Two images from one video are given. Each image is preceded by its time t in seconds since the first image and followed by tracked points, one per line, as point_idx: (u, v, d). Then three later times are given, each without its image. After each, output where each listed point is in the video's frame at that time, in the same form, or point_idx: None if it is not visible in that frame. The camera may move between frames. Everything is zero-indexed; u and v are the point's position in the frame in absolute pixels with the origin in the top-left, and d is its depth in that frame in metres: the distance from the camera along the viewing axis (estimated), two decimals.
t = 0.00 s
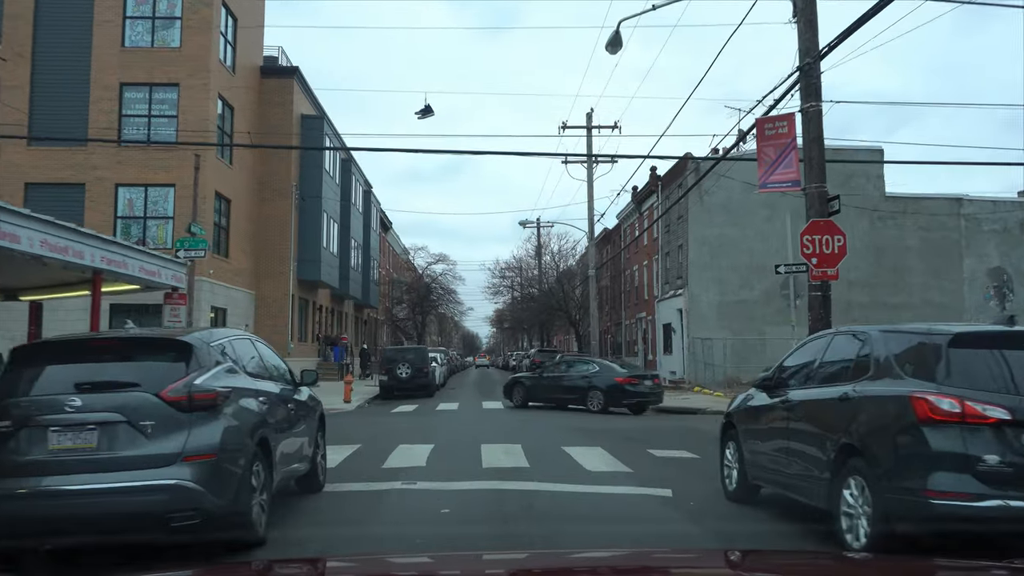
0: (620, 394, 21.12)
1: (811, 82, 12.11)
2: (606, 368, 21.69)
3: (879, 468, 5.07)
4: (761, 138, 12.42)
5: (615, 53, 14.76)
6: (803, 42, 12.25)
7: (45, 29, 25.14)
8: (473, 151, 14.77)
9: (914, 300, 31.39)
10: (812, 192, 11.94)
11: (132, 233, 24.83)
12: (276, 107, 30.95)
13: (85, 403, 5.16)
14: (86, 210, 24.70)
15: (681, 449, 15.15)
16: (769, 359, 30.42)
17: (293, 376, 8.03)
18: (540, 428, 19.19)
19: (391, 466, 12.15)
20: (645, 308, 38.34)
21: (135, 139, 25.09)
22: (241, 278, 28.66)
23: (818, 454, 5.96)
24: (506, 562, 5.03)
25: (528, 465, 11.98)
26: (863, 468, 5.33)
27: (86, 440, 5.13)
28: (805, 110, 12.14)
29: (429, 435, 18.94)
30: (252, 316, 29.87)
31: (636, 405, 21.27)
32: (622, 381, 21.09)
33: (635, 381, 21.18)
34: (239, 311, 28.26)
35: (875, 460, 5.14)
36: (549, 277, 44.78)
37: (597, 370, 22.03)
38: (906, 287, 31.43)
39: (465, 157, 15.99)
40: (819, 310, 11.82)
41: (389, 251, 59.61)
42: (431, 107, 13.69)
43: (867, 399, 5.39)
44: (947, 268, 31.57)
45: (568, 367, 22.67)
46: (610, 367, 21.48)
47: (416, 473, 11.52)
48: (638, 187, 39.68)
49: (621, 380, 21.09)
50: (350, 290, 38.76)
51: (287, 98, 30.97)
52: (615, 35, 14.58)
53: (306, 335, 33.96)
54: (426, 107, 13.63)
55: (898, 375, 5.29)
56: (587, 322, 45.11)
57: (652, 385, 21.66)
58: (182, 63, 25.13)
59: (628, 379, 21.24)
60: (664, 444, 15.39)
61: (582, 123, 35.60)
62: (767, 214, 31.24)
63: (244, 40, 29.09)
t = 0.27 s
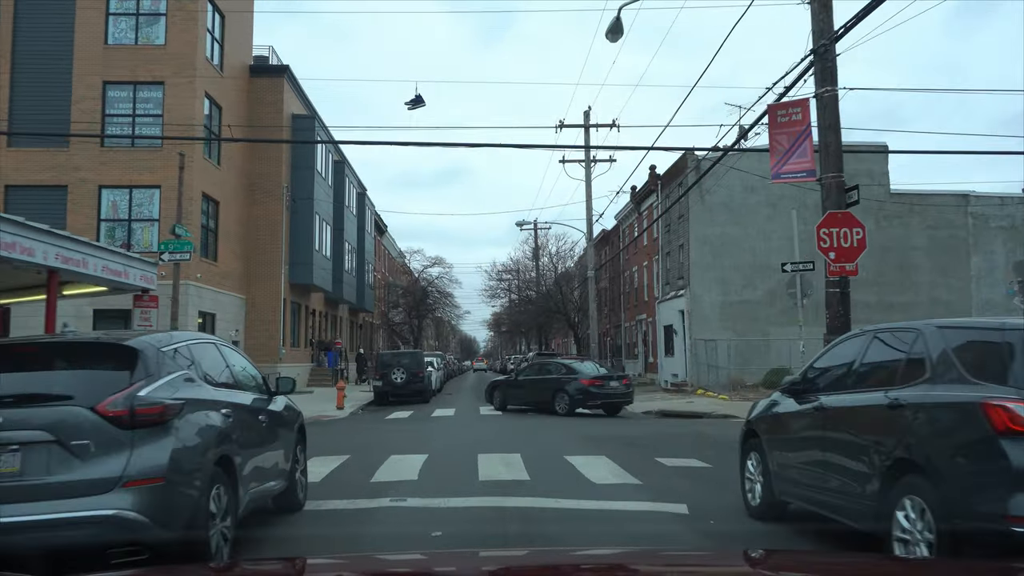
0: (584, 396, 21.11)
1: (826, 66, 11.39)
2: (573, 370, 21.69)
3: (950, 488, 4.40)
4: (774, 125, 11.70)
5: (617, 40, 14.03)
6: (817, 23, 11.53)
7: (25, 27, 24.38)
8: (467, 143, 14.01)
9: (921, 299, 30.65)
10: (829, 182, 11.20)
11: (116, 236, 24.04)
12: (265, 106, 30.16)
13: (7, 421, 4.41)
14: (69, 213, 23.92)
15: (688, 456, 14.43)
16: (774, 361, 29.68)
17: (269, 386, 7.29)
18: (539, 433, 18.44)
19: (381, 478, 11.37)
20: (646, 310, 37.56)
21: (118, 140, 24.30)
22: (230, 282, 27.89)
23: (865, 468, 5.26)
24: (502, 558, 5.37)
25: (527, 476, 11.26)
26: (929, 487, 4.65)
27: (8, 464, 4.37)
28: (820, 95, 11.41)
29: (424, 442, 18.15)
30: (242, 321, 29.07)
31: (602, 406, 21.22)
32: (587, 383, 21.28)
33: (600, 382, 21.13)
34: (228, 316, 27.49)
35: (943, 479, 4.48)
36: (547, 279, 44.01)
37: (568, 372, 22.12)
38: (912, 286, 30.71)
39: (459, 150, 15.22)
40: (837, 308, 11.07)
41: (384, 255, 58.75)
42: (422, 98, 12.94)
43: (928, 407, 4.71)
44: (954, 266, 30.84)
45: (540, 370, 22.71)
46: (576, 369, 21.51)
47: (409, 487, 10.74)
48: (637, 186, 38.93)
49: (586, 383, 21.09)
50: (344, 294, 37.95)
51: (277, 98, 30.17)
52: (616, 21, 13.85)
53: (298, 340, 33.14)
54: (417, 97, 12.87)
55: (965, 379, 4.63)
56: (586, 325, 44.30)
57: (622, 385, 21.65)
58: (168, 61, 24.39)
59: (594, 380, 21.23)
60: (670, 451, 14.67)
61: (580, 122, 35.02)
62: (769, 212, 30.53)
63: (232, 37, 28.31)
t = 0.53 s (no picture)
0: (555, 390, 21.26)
1: (856, 44, 10.65)
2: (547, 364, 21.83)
3: None
4: (799, 106, 10.95)
5: (629, 18, 13.28)
6: None
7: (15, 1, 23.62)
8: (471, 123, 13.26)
9: (932, 299, 29.91)
10: (857, 168, 10.45)
11: (106, 218, 23.30)
12: (264, 88, 29.39)
13: None
14: (57, 194, 23.15)
15: (696, 457, 13.72)
16: (781, 359, 28.96)
17: (243, 374, 6.56)
18: (539, 430, 17.76)
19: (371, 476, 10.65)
20: (649, 305, 36.85)
21: (110, 118, 23.50)
22: (225, 268, 27.17)
23: (933, 484, 4.58)
24: (503, 559, 4.77)
25: (529, 476, 10.55)
26: (1017, 508, 4.02)
27: None
28: (850, 76, 10.64)
29: (420, 436, 17.46)
30: (236, 309, 28.36)
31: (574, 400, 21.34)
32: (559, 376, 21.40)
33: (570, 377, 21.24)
34: (222, 302, 26.76)
35: None
36: (549, 272, 43.32)
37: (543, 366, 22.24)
38: (923, 285, 29.97)
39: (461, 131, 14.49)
40: (863, 303, 10.33)
41: (385, 245, 58.07)
42: (422, 73, 12.19)
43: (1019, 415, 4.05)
44: (967, 266, 30.09)
45: (518, 365, 22.91)
46: (549, 364, 21.61)
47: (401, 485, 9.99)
48: (642, 179, 38.21)
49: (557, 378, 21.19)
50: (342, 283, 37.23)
51: (276, 80, 29.40)
52: None
53: (295, 329, 32.42)
54: (417, 72, 12.12)
55: None
56: (588, 319, 43.61)
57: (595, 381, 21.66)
58: (163, 38, 23.64)
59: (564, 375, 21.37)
60: (677, 451, 13.97)
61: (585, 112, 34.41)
62: (779, 207, 29.79)
63: (231, 16, 27.52)
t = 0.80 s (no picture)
0: (528, 389, 21.52)
1: (880, 20, 9.97)
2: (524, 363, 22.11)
3: None
4: (819, 88, 10.28)
5: None
6: None
7: None
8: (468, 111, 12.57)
9: (942, 295, 29.25)
10: (881, 154, 9.78)
11: (95, 217, 22.64)
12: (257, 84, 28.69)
13: None
14: (44, 192, 22.48)
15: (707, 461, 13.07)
16: (789, 358, 28.31)
17: (217, 381, 5.91)
18: (541, 434, 17.10)
19: (364, 484, 9.98)
20: (653, 304, 36.16)
21: (98, 114, 22.80)
22: (219, 268, 26.53)
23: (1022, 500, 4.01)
24: None
25: (532, 484, 9.89)
26: None
27: None
28: (874, 55, 9.96)
29: (418, 440, 16.78)
30: (231, 310, 27.70)
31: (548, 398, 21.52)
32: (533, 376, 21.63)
33: (543, 375, 21.47)
34: (216, 303, 26.12)
35: None
36: (550, 271, 42.60)
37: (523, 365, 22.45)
38: (933, 282, 29.32)
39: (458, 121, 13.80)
40: (889, 297, 9.67)
41: (384, 245, 57.31)
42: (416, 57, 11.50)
43: None
44: (978, 262, 29.42)
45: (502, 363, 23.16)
46: (526, 363, 21.87)
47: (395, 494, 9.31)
48: (645, 176, 37.53)
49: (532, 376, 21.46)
50: (340, 284, 36.51)
51: (271, 76, 28.75)
52: None
53: (291, 330, 31.73)
54: (411, 56, 11.43)
55: None
56: (590, 319, 42.90)
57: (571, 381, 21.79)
58: (152, 32, 22.98)
59: (539, 374, 21.61)
60: (687, 455, 13.31)
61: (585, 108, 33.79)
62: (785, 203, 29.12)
63: (223, 10, 26.84)
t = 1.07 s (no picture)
0: (510, 386, 21.97)
1: None
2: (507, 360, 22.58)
3: None
4: (840, 65, 9.65)
5: None
6: None
7: None
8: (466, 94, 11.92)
9: (954, 288, 28.58)
10: (908, 134, 9.13)
11: (84, 215, 22.02)
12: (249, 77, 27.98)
13: None
14: (31, 189, 21.84)
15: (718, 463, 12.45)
16: (797, 354, 27.64)
17: (183, 384, 5.26)
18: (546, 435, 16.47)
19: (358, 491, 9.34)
20: (657, 300, 35.49)
21: (86, 108, 22.17)
22: (213, 266, 25.89)
23: None
24: None
25: (537, 490, 9.25)
26: None
27: None
28: (900, 27, 9.30)
29: (417, 442, 16.12)
30: (225, 309, 27.08)
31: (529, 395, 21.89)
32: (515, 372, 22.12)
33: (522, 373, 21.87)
34: (210, 302, 25.49)
35: None
36: (552, 267, 41.90)
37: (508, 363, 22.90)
38: (944, 274, 28.66)
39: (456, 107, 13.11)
40: (919, 284, 9.01)
41: (383, 242, 56.61)
42: (410, 37, 10.84)
43: None
44: (990, 254, 28.74)
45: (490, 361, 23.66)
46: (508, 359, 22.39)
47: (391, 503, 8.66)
48: (648, 169, 36.84)
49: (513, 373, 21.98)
50: (338, 282, 35.87)
51: (265, 69, 28.09)
52: None
53: (288, 329, 31.09)
54: (405, 36, 10.77)
55: None
56: (593, 316, 42.22)
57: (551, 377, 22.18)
58: (141, 23, 22.33)
59: (520, 371, 22.11)
60: (699, 455, 12.67)
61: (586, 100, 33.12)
62: (792, 194, 28.45)
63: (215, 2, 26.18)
